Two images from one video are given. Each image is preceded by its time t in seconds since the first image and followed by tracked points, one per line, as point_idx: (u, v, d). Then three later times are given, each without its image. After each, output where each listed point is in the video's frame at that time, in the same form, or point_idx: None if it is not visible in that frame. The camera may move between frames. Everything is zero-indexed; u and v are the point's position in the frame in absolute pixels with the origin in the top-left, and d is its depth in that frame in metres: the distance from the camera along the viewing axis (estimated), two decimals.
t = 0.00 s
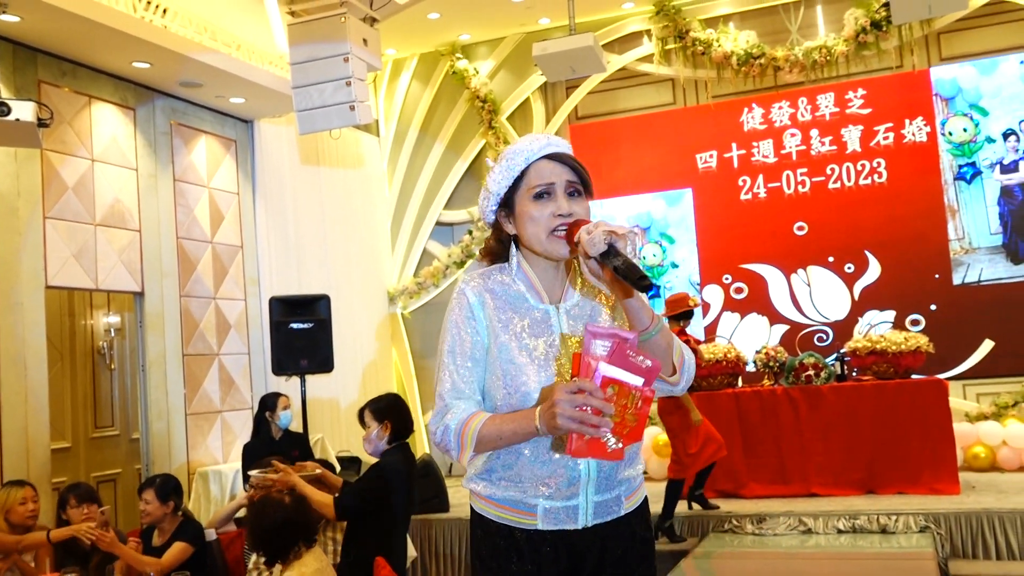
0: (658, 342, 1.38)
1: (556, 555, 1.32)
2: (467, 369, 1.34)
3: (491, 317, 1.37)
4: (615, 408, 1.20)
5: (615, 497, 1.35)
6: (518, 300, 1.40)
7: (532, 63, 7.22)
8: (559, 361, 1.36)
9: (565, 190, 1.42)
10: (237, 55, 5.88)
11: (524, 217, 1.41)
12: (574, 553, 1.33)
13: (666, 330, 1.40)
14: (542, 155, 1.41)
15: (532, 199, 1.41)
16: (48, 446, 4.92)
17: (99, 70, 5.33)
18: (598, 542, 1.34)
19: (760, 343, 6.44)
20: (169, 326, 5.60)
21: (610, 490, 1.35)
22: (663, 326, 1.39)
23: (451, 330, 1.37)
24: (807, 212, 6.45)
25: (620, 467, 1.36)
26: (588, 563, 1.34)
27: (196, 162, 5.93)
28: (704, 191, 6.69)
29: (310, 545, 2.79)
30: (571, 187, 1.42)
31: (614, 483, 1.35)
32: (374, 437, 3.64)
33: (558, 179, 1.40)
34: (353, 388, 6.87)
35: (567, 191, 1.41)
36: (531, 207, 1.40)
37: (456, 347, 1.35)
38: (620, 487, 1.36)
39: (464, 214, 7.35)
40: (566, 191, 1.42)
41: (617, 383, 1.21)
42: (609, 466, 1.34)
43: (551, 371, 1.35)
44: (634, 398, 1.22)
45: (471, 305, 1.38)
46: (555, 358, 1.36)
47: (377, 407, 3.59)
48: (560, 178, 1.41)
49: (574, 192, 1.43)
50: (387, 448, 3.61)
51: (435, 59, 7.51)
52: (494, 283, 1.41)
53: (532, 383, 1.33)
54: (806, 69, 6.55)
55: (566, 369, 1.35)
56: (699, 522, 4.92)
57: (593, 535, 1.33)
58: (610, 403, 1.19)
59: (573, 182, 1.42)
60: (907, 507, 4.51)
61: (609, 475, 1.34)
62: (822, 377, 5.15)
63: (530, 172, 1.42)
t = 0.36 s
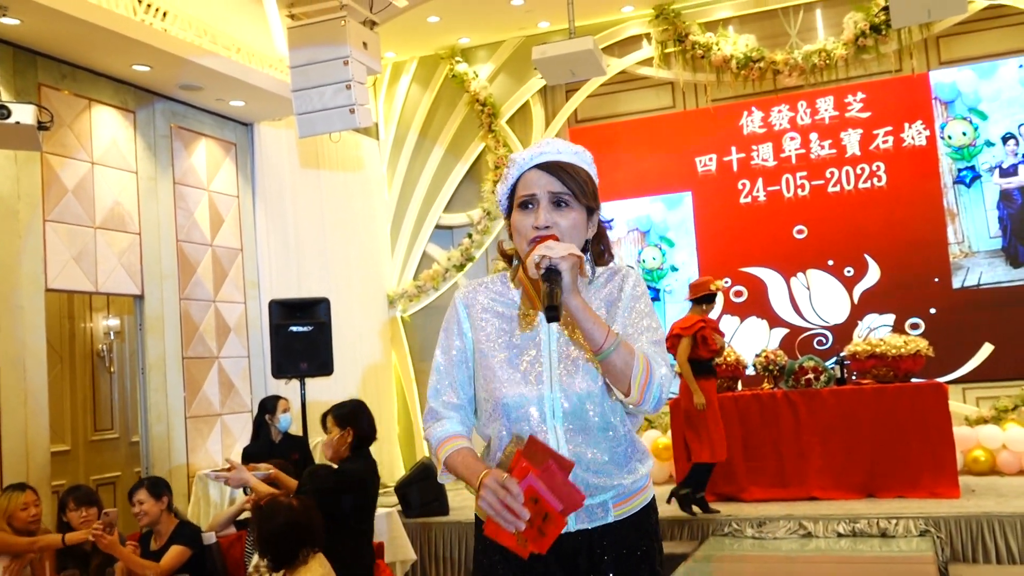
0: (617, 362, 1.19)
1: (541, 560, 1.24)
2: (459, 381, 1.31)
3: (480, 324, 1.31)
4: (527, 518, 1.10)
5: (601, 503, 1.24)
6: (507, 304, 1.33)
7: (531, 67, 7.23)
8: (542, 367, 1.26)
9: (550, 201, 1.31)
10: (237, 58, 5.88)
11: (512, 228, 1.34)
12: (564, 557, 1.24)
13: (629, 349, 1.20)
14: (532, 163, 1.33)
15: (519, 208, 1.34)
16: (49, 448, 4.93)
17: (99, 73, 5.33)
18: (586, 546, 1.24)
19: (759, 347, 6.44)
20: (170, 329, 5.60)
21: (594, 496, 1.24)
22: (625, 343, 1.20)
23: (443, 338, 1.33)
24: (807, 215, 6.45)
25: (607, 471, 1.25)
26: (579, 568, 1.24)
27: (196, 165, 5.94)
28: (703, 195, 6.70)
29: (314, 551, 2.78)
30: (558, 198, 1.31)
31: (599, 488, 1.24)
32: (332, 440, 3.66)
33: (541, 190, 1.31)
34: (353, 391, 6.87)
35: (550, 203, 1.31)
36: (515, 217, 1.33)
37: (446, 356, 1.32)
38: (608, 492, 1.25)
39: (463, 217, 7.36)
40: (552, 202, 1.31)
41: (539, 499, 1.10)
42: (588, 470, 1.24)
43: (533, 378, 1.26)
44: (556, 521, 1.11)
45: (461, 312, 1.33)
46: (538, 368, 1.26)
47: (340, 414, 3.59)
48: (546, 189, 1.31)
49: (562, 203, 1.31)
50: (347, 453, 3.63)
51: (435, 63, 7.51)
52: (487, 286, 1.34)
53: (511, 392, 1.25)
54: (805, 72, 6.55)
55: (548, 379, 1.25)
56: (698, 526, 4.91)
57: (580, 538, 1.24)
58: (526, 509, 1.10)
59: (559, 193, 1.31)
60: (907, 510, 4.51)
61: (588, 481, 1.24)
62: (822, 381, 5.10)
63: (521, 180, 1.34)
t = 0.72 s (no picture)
0: (604, 370, 1.20)
1: (548, 562, 1.30)
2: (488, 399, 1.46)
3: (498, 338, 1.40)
4: None
5: (605, 508, 1.26)
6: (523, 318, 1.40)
7: (542, 70, 7.24)
8: (546, 374, 1.30)
9: (555, 210, 1.32)
10: (248, 62, 5.90)
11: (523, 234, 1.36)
12: (572, 560, 1.28)
13: (618, 356, 1.21)
14: (541, 171, 1.34)
15: (528, 216, 1.36)
16: (62, 452, 4.95)
17: (111, 77, 5.35)
18: (592, 551, 1.27)
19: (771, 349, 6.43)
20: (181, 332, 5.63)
21: (598, 501, 1.26)
22: (614, 351, 1.21)
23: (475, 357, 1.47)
24: (818, 217, 6.43)
25: (611, 477, 1.26)
26: (585, 569, 1.28)
27: (207, 169, 5.95)
28: (714, 197, 6.69)
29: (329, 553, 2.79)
30: (562, 207, 1.32)
31: (601, 493, 1.26)
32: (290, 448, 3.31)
33: (545, 199, 1.32)
34: (365, 394, 6.86)
35: (554, 212, 1.32)
36: (525, 224, 1.35)
37: (477, 375, 1.47)
38: (611, 498, 1.26)
39: (474, 220, 7.36)
40: (557, 211, 1.32)
41: None
42: (590, 476, 1.26)
43: (537, 385, 1.30)
44: None
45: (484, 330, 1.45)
46: (544, 375, 1.31)
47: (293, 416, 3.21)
48: (552, 198, 1.32)
49: (566, 211, 1.32)
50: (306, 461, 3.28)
51: (445, 66, 7.53)
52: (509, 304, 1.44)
53: (515, 399, 1.31)
54: (816, 74, 6.54)
55: (552, 385, 1.29)
56: (710, 528, 4.92)
57: (585, 543, 1.28)
58: None
59: (562, 202, 1.31)
60: (921, 513, 4.50)
61: (589, 485, 1.26)
62: (835, 383, 5.16)
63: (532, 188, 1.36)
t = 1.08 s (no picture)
0: (618, 370, 1.17)
1: (570, 558, 1.30)
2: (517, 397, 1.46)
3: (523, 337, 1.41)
4: None
5: (624, 506, 1.25)
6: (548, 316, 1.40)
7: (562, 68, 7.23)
8: (565, 373, 1.30)
9: (577, 212, 1.31)
10: (270, 61, 5.93)
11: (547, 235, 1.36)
12: (593, 557, 1.28)
13: (632, 356, 1.18)
14: (563, 172, 1.32)
15: (550, 217, 1.35)
16: (85, 448, 5.01)
17: (135, 76, 5.40)
18: (613, 548, 1.27)
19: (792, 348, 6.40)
20: (203, 329, 5.66)
21: (616, 499, 1.25)
22: (628, 350, 1.18)
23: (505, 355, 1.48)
24: (839, 216, 6.39)
25: (629, 476, 1.25)
26: (607, 567, 1.28)
27: (229, 167, 5.98)
28: (735, 195, 6.67)
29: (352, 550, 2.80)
30: (585, 209, 1.30)
31: (618, 491, 1.25)
32: (266, 445, 3.20)
33: (568, 201, 1.31)
34: (385, 391, 6.88)
35: (577, 214, 1.31)
36: (548, 224, 1.34)
37: (507, 374, 1.48)
38: (630, 496, 1.25)
39: (493, 218, 7.36)
40: (580, 214, 1.31)
41: None
42: (607, 475, 1.25)
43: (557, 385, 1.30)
44: None
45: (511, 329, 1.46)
46: (561, 375, 1.30)
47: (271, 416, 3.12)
48: (574, 200, 1.30)
49: (589, 214, 1.31)
50: (285, 459, 3.15)
51: (465, 64, 7.54)
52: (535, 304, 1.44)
53: (536, 398, 1.31)
54: (839, 72, 6.49)
55: (569, 384, 1.28)
56: (728, 529, 4.91)
57: (605, 540, 1.27)
58: None
59: (585, 205, 1.30)
60: (943, 514, 4.48)
61: (606, 484, 1.25)
62: (856, 383, 5.18)
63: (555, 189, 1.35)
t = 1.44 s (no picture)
0: (647, 355, 1.15)
1: (587, 557, 1.25)
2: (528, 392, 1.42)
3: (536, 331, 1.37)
4: None
5: (643, 499, 1.21)
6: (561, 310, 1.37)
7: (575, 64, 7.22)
8: (582, 365, 1.27)
9: (604, 200, 1.29)
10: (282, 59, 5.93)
11: (568, 227, 1.33)
12: (611, 553, 1.24)
13: (660, 341, 1.16)
14: (586, 162, 1.31)
15: (572, 208, 1.32)
16: (102, 445, 5.04)
17: (149, 75, 5.41)
18: (631, 541, 1.22)
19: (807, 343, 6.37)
20: (218, 327, 5.68)
21: (635, 491, 1.21)
22: (657, 335, 1.16)
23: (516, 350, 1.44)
24: (853, 211, 6.37)
25: (647, 467, 1.22)
26: (625, 563, 1.23)
27: (242, 165, 6.00)
28: (748, 190, 6.65)
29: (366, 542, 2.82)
30: (611, 196, 1.29)
31: (637, 483, 1.21)
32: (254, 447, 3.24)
33: (595, 189, 1.29)
34: (398, 389, 6.89)
35: (604, 201, 1.29)
36: (570, 215, 1.31)
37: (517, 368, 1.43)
38: (649, 488, 1.21)
39: (506, 215, 7.36)
40: (606, 201, 1.29)
41: None
42: (626, 466, 1.22)
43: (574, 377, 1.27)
44: None
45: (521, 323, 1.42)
46: (579, 366, 1.27)
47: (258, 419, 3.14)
48: (603, 188, 1.29)
49: (616, 201, 1.29)
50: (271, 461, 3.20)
51: (477, 61, 7.54)
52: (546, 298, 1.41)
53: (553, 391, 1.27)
54: (852, 66, 6.46)
55: (587, 375, 1.25)
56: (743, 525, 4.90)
57: (624, 533, 1.22)
58: None
59: (613, 192, 1.29)
60: (962, 509, 4.50)
61: (626, 475, 1.21)
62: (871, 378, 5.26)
63: (575, 180, 1.32)
